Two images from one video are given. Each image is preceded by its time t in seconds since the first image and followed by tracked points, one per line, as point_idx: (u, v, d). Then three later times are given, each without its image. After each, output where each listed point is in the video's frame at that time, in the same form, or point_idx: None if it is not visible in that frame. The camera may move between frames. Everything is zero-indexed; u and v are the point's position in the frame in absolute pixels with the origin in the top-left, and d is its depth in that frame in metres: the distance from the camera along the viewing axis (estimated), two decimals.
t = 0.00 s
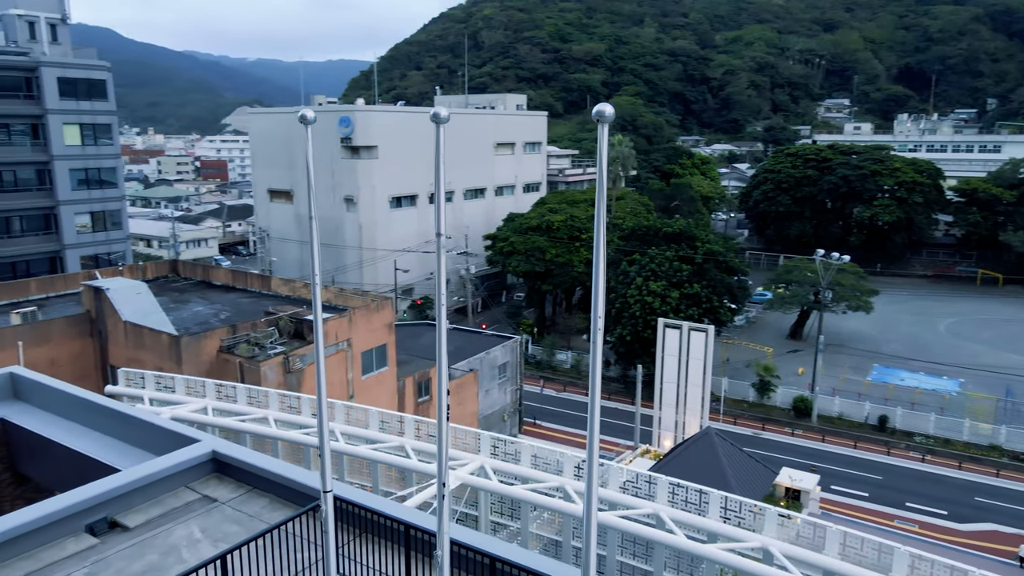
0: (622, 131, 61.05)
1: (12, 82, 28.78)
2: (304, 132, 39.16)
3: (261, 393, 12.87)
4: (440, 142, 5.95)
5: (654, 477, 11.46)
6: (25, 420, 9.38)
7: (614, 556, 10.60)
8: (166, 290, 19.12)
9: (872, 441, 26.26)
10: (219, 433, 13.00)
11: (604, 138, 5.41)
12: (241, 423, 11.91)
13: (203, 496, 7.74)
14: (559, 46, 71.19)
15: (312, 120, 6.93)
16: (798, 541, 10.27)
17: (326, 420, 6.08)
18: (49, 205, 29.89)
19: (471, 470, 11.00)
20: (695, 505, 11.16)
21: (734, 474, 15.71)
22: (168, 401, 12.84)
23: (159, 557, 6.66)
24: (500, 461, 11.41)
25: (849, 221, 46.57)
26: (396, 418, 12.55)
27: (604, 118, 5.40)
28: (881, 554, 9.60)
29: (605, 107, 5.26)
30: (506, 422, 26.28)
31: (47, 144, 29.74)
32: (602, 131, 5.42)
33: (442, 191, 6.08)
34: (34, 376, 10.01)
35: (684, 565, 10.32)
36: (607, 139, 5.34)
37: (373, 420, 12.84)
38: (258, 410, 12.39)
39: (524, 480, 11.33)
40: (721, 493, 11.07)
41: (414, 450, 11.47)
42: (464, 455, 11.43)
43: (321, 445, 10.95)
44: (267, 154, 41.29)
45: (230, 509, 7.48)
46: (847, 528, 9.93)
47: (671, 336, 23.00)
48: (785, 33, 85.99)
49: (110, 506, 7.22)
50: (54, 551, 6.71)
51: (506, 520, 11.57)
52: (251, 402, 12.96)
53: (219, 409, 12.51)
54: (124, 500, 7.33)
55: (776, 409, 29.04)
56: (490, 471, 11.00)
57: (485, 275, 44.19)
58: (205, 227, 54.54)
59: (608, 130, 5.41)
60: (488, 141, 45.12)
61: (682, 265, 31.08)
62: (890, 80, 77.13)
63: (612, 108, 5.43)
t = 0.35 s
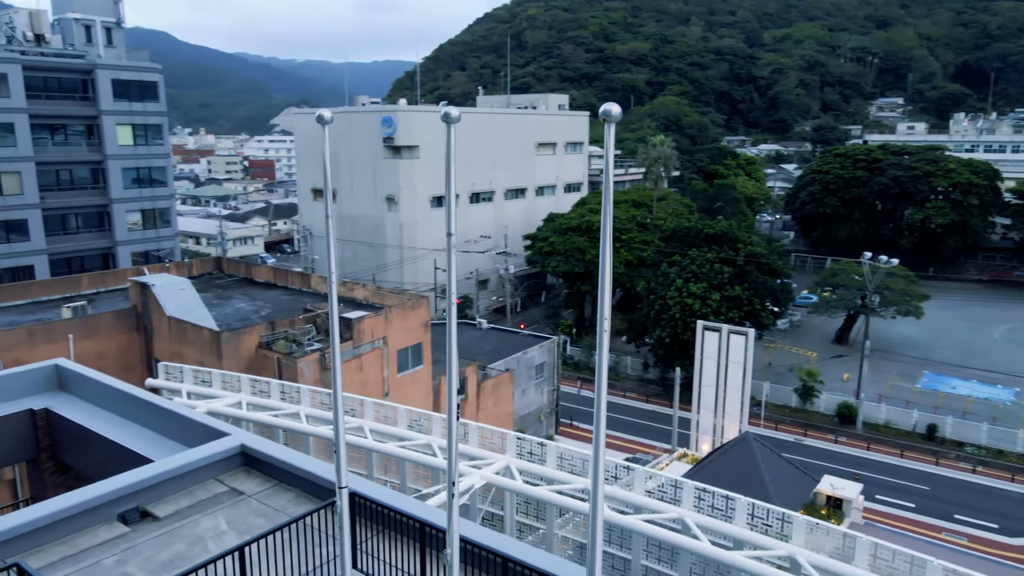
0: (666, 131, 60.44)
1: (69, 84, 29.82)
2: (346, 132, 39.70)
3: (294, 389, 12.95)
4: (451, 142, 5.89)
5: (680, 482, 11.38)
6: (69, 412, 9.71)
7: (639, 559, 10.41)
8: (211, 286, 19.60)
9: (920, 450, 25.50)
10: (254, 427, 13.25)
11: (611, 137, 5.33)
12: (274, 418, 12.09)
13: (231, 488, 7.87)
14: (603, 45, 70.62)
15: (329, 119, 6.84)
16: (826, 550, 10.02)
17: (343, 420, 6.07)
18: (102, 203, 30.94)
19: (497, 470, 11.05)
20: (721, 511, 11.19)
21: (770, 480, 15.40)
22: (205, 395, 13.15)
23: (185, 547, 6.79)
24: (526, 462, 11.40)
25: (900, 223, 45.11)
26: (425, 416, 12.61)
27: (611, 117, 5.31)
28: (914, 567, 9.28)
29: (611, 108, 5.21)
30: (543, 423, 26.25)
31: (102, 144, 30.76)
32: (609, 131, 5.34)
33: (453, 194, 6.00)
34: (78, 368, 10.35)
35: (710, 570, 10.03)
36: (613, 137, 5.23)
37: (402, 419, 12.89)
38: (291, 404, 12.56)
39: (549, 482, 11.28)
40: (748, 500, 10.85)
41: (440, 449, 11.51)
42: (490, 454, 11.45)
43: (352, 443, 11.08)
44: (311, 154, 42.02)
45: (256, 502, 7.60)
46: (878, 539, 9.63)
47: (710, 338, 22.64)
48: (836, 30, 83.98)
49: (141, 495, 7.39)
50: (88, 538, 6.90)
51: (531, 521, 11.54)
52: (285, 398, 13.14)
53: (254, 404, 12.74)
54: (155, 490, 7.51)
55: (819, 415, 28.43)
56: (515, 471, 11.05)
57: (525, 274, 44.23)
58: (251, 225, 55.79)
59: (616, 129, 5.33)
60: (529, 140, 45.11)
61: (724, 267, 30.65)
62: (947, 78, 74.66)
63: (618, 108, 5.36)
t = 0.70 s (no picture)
0: (709, 131, 59.68)
1: (122, 86, 30.77)
2: (387, 132, 40.15)
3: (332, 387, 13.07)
4: (464, 143, 5.81)
5: (707, 488, 11.10)
6: (111, 404, 10.00)
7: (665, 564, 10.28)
8: (253, 284, 20.01)
9: (968, 460, 24.67)
10: (288, 423, 13.46)
11: (621, 140, 5.12)
12: (307, 415, 12.28)
13: (259, 482, 7.97)
14: (646, 45, 70.09)
15: (347, 120, 6.74)
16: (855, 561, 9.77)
17: (360, 416, 6.00)
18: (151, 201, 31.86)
19: (523, 470, 11.16)
20: (748, 518, 10.91)
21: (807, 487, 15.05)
22: (241, 391, 13.41)
23: (212, 539, 6.89)
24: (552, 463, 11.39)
25: (953, 226, 43.74)
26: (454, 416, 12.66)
27: (621, 119, 5.11)
28: None
29: (620, 108, 5.01)
30: (579, 424, 26.15)
31: (151, 144, 31.69)
32: (619, 132, 5.13)
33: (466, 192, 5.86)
34: (120, 362, 10.65)
35: None
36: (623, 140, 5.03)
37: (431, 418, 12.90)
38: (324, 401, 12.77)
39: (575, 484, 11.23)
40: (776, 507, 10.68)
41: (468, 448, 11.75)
42: (517, 455, 11.54)
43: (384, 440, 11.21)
44: (353, 154, 42.60)
45: (283, 496, 7.68)
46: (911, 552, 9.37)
47: (750, 342, 22.24)
48: (888, 27, 81.76)
49: (172, 487, 7.54)
50: (121, 527, 7.07)
51: (557, 523, 11.55)
52: (317, 395, 13.27)
53: (287, 400, 12.99)
54: (186, 482, 7.65)
55: (863, 423, 27.73)
56: (541, 472, 11.12)
57: (563, 275, 44.13)
58: (296, 224, 56.89)
59: (626, 132, 5.12)
60: (570, 141, 44.98)
61: (765, 270, 30.11)
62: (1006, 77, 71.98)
63: (628, 109, 5.13)
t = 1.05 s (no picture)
0: (750, 131, 58.81)
1: (166, 88, 31.56)
2: (424, 132, 40.45)
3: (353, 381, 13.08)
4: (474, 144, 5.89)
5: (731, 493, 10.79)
6: (144, 398, 10.25)
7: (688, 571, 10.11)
8: (289, 282, 20.35)
9: (1014, 471, 23.90)
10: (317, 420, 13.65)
11: (625, 140, 5.17)
12: (335, 412, 12.41)
13: (282, 478, 8.08)
14: (686, 44, 69.32)
15: (363, 122, 6.78)
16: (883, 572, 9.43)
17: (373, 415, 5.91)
18: (194, 200, 32.60)
19: (545, 472, 11.10)
20: (771, 525, 10.61)
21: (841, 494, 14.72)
22: (271, 386, 13.65)
23: (233, 532, 7.01)
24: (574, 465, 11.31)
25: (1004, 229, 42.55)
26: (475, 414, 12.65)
27: (625, 121, 5.20)
28: None
29: (622, 110, 5.08)
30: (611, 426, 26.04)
31: (194, 144, 32.41)
32: (623, 134, 5.19)
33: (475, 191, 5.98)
34: (154, 357, 10.91)
35: None
36: (626, 141, 5.12)
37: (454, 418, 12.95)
38: (350, 398, 12.88)
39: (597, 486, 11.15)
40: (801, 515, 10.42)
41: (491, 448, 11.82)
42: (539, 456, 11.47)
43: (408, 439, 11.23)
44: (390, 154, 43.00)
45: (304, 492, 7.78)
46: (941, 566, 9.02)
47: (786, 346, 21.83)
48: (939, 24, 79.46)
49: (197, 481, 7.69)
50: (146, 518, 7.22)
51: (580, 525, 11.51)
52: (344, 392, 13.36)
53: (316, 397, 13.18)
54: (211, 476, 7.79)
55: (904, 430, 27.06)
56: (563, 474, 11.08)
57: (598, 276, 44.00)
58: (334, 223, 57.68)
59: (629, 133, 5.19)
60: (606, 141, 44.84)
61: (803, 272, 29.59)
62: None
63: (632, 111, 5.20)
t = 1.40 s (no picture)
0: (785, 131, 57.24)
1: (201, 89, 32.17)
2: (454, 133, 40.63)
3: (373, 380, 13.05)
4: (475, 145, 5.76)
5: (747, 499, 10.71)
6: (169, 394, 10.44)
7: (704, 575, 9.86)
8: (317, 280, 20.61)
9: None
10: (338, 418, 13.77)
11: (623, 140, 4.90)
12: (355, 410, 12.49)
13: (298, 474, 8.15)
14: (720, 43, 68.59)
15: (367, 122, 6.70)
16: None
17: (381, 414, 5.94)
18: (227, 199, 33.14)
19: (561, 474, 11.00)
20: (789, 532, 10.49)
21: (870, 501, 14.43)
22: (294, 383, 13.81)
23: (248, 527, 7.08)
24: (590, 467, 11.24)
25: None
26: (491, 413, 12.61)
27: (624, 121, 4.93)
28: None
29: (620, 110, 4.82)
30: (637, 428, 25.91)
31: (227, 144, 32.94)
32: (621, 134, 4.93)
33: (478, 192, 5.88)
34: (180, 354, 11.10)
35: None
36: (624, 143, 4.84)
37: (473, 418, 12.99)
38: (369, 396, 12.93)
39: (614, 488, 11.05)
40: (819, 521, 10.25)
41: (507, 448, 11.74)
42: (557, 457, 11.39)
43: (427, 438, 11.25)
44: (420, 154, 43.28)
45: (320, 489, 7.83)
46: None
47: (817, 350, 21.46)
48: (982, 21, 77.37)
49: (215, 476, 7.80)
50: (165, 511, 7.34)
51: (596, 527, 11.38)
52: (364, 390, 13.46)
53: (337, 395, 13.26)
54: (229, 471, 7.90)
55: (940, 437, 26.46)
56: (579, 475, 11.00)
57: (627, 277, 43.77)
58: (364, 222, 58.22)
59: (628, 133, 4.93)
60: (636, 142, 44.61)
61: (836, 275, 29.08)
62: None
63: (631, 110, 4.94)
